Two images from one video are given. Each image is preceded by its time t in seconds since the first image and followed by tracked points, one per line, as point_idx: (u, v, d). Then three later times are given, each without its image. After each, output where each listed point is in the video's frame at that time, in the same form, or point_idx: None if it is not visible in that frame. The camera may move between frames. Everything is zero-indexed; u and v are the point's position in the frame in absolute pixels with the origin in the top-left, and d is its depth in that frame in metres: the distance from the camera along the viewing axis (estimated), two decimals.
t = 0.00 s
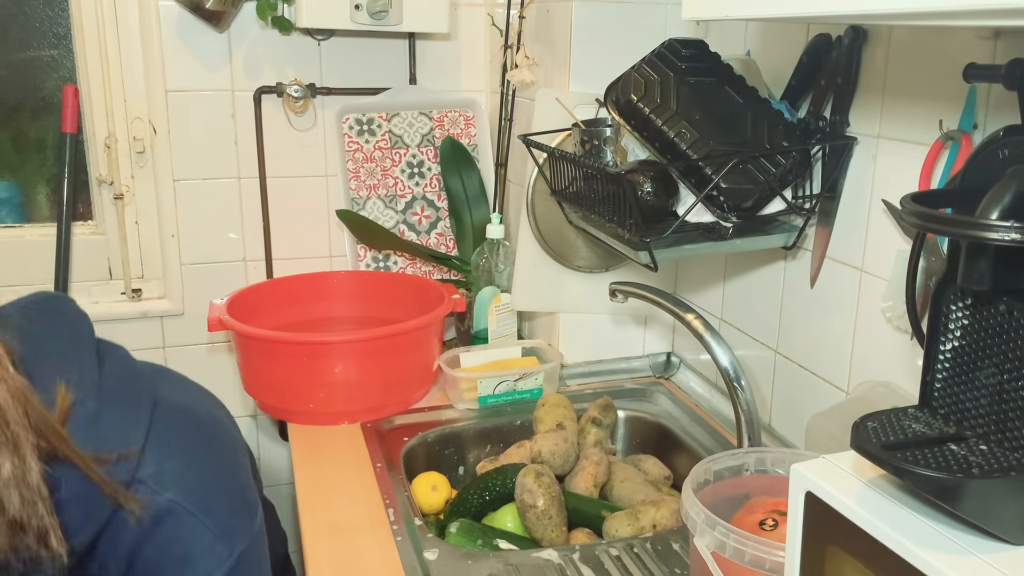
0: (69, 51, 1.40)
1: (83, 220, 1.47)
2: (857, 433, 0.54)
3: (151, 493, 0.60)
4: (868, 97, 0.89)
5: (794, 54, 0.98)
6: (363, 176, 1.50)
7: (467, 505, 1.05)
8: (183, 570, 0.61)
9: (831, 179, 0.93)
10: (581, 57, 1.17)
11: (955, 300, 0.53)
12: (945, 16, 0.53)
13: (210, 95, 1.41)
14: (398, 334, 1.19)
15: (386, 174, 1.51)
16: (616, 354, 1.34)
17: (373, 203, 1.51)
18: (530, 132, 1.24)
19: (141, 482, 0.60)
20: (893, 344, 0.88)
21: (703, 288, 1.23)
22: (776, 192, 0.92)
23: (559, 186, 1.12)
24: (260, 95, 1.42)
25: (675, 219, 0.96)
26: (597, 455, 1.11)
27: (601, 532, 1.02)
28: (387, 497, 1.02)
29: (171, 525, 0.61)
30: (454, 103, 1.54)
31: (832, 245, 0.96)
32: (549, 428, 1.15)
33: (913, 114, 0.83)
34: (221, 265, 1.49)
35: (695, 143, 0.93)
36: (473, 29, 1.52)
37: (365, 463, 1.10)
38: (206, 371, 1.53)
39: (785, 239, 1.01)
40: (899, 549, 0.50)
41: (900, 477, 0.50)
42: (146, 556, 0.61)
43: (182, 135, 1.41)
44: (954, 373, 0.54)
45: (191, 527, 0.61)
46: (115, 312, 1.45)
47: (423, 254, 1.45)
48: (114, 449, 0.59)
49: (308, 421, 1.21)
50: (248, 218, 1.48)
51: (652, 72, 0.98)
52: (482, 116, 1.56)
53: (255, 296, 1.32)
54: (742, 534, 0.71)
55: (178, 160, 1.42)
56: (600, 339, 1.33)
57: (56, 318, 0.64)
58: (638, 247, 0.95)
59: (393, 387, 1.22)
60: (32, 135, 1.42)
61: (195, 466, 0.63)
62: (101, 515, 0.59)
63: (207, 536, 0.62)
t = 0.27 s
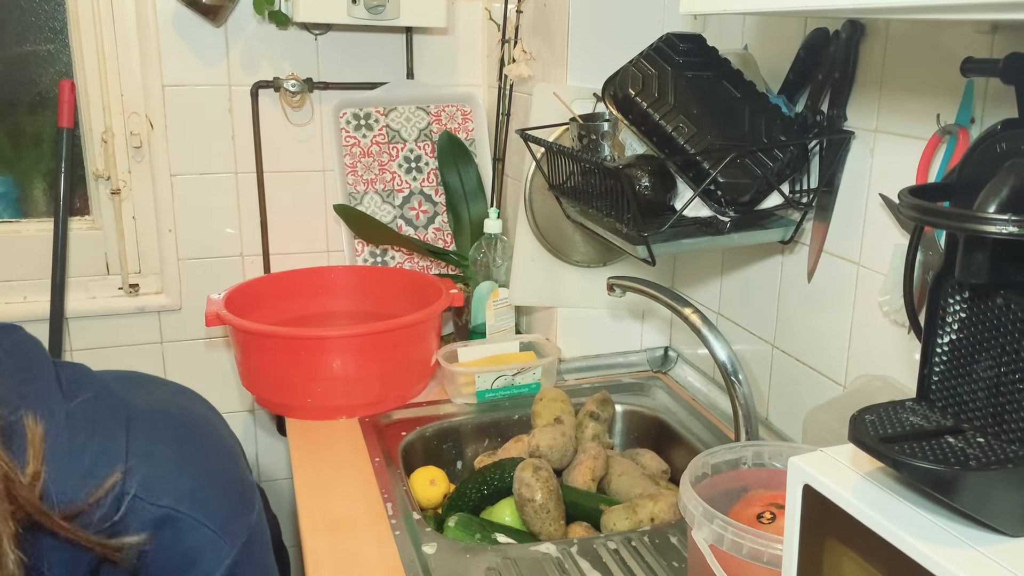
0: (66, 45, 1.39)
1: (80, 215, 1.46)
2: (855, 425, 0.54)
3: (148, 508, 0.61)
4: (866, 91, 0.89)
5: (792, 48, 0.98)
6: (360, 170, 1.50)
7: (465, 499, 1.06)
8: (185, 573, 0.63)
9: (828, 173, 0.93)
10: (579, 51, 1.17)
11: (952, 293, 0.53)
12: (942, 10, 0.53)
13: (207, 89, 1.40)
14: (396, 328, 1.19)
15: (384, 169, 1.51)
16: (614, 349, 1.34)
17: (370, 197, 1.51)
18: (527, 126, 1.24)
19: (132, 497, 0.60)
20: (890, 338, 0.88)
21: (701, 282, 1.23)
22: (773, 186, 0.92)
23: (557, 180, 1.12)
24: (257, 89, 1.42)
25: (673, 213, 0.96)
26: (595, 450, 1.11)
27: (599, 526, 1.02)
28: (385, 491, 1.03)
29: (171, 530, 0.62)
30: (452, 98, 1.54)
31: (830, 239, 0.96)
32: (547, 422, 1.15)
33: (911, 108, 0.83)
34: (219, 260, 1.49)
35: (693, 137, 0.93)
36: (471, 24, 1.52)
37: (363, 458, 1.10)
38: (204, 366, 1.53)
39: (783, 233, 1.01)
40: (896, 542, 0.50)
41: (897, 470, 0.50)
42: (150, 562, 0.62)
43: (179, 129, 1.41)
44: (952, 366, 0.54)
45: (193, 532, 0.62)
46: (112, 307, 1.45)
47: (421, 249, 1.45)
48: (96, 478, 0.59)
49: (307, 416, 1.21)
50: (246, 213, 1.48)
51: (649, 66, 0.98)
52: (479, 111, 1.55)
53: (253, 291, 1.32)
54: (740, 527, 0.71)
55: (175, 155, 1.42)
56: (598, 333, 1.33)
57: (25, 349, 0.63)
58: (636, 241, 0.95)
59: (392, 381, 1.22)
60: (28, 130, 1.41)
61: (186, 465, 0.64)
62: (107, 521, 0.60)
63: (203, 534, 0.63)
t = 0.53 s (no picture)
0: (62, 41, 1.39)
1: (75, 211, 1.46)
2: (851, 422, 0.54)
3: (154, 372, 0.54)
4: (863, 87, 0.89)
5: (790, 44, 0.98)
6: (357, 166, 1.49)
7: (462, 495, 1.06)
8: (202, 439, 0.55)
9: (824, 170, 0.93)
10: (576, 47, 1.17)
11: (949, 290, 0.53)
12: (939, 7, 0.53)
13: (204, 85, 1.40)
14: (394, 324, 1.19)
15: (380, 165, 1.50)
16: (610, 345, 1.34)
17: (367, 193, 1.50)
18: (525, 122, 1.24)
19: (142, 373, 0.54)
20: (887, 335, 0.88)
21: (698, 279, 1.23)
22: (770, 183, 0.92)
23: (554, 176, 1.12)
24: (254, 85, 1.41)
25: (670, 209, 0.96)
26: (592, 446, 1.11)
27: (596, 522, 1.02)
28: (382, 487, 1.02)
29: (184, 393, 0.55)
30: (449, 94, 1.53)
31: (827, 236, 0.96)
32: (544, 419, 1.15)
33: (908, 104, 0.83)
34: (215, 256, 1.48)
35: (690, 133, 0.93)
36: (468, 20, 1.52)
37: (360, 454, 1.10)
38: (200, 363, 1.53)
39: (780, 230, 1.01)
40: (892, 538, 0.50)
41: (893, 466, 0.50)
42: (167, 438, 0.55)
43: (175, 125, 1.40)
44: (948, 362, 0.54)
45: (201, 387, 0.55)
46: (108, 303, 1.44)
47: (417, 245, 1.45)
48: (105, 349, 0.53)
49: (303, 411, 1.21)
50: (242, 209, 1.48)
51: (647, 62, 0.98)
52: (476, 107, 1.55)
53: (250, 286, 1.31)
54: (736, 524, 0.71)
55: (172, 151, 1.41)
56: (594, 329, 1.33)
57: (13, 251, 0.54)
58: (633, 238, 0.95)
59: (389, 377, 1.22)
60: (24, 126, 1.40)
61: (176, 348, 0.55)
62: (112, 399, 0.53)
63: (217, 397, 0.55)
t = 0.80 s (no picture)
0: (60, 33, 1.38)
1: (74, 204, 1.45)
2: (849, 419, 0.54)
3: (214, 199, 0.69)
4: (863, 84, 0.89)
5: (790, 41, 0.98)
6: (356, 161, 1.49)
7: (460, 490, 1.06)
8: (258, 268, 0.69)
9: (824, 167, 0.93)
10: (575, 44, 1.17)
11: (948, 288, 0.53)
12: (941, 5, 0.53)
13: (203, 78, 1.40)
14: (396, 318, 1.19)
15: (380, 160, 1.50)
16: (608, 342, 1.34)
17: (366, 188, 1.50)
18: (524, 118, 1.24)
19: (204, 197, 0.68)
20: (886, 332, 0.88)
21: (696, 276, 1.23)
22: (770, 180, 0.92)
23: (553, 172, 1.12)
24: (253, 79, 1.41)
25: (670, 205, 0.96)
26: (590, 442, 1.11)
27: (593, 518, 1.02)
28: (380, 482, 1.03)
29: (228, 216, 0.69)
30: (449, 89, 1.53)
31: (826, 233, 0.96)
32: (542, 414, 1.15)
33: (908, 102, 0.83)
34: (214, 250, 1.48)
35: (690, 130, 0.94)
36: (468, 15, 1.52)
37: (358, 449, 1.10)
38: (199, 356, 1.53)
39: (779, 227, 1.01)
40: (889, 536, 0.50)
41: (891, 463, 0.50)
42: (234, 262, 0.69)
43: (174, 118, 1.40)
44: (946, 361, 0.54)
45: (251, 216, 0.69)
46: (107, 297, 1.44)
47: (417, 240, 1.45)
48: (180, 178, 0.68)
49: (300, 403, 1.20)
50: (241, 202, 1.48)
51: (647, 58, 0.98)
52: (476, 102, 1.55)
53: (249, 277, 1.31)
54: (733, 520, 0.71)
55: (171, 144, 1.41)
56: (593, 325, 1.33)
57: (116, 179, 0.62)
58: (632, 233, 0.96)
59: (388, 372, 1.22)
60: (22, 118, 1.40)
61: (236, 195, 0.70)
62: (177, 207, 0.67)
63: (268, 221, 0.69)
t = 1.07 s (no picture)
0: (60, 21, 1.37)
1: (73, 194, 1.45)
2: (846, 418, 0.54)
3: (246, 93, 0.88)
4: (864, 82, 0.89)
5: (791, 38, 0.98)
6: (356, 154, 1.48)
7: (456, 484, 1.06)
8: (282, 152, 0.88)
9: (824, 165, 0.93)
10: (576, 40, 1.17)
11: (946, 288, 0.53)
12: (943, 4, 0.53)
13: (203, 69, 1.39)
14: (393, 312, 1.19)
15: (380, 153, 1.50)
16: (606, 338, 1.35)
17: (366, 180, 1.49)
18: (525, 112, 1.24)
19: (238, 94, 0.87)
20: (883, 331, 0.88)
21: (695, 272, 1.23)
22: (770, 177, 0.92)
23: (553, 167, 1.12)
24: (253, 70, 1.40)
25: (670, 202, 0.96)
26: (586, 437, 1.11)
27: (589, 513, 1.03)
28: (377, 475, 1.03)
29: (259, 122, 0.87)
30: (449, 82, 1.53)
31: (825, 230, 0.96)
32: (539, 409, 1.16)
33: (910, 102, 0.83)
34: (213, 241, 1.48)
35: (690, 126, 0.92)
36: (470, 8, 1.52)
37: (355, 442, 1.10)
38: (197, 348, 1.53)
39: (778, 225, 1.01)
40: (885, 535, 0.50)
41: (887, 462, 0.50)
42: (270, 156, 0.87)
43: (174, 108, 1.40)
44: (944, 361, 0.54)
45: (275, 111, 0.89)
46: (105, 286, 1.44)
47: (416, 234, 1.45)
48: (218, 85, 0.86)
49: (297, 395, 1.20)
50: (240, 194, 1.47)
51: (648, 54, 0.97)
52: (476, 96, 1.55)
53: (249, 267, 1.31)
54: (729, 518, 0.71)
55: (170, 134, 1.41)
56: (591, 320, 1.33)
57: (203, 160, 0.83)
58: (631, 229, 0.96)
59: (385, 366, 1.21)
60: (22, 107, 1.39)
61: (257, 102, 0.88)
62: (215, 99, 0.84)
63: (286, 113, 0.90)
